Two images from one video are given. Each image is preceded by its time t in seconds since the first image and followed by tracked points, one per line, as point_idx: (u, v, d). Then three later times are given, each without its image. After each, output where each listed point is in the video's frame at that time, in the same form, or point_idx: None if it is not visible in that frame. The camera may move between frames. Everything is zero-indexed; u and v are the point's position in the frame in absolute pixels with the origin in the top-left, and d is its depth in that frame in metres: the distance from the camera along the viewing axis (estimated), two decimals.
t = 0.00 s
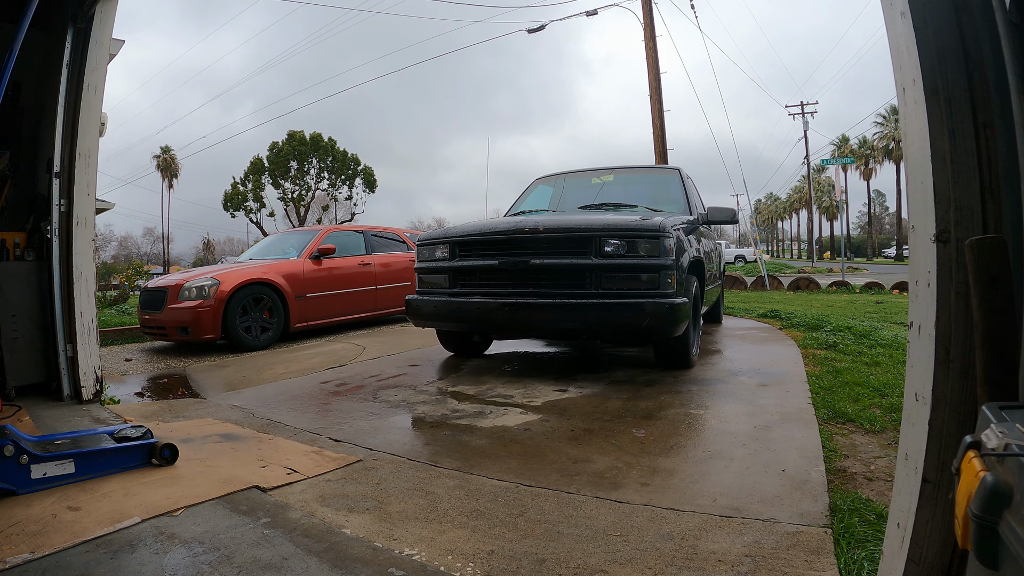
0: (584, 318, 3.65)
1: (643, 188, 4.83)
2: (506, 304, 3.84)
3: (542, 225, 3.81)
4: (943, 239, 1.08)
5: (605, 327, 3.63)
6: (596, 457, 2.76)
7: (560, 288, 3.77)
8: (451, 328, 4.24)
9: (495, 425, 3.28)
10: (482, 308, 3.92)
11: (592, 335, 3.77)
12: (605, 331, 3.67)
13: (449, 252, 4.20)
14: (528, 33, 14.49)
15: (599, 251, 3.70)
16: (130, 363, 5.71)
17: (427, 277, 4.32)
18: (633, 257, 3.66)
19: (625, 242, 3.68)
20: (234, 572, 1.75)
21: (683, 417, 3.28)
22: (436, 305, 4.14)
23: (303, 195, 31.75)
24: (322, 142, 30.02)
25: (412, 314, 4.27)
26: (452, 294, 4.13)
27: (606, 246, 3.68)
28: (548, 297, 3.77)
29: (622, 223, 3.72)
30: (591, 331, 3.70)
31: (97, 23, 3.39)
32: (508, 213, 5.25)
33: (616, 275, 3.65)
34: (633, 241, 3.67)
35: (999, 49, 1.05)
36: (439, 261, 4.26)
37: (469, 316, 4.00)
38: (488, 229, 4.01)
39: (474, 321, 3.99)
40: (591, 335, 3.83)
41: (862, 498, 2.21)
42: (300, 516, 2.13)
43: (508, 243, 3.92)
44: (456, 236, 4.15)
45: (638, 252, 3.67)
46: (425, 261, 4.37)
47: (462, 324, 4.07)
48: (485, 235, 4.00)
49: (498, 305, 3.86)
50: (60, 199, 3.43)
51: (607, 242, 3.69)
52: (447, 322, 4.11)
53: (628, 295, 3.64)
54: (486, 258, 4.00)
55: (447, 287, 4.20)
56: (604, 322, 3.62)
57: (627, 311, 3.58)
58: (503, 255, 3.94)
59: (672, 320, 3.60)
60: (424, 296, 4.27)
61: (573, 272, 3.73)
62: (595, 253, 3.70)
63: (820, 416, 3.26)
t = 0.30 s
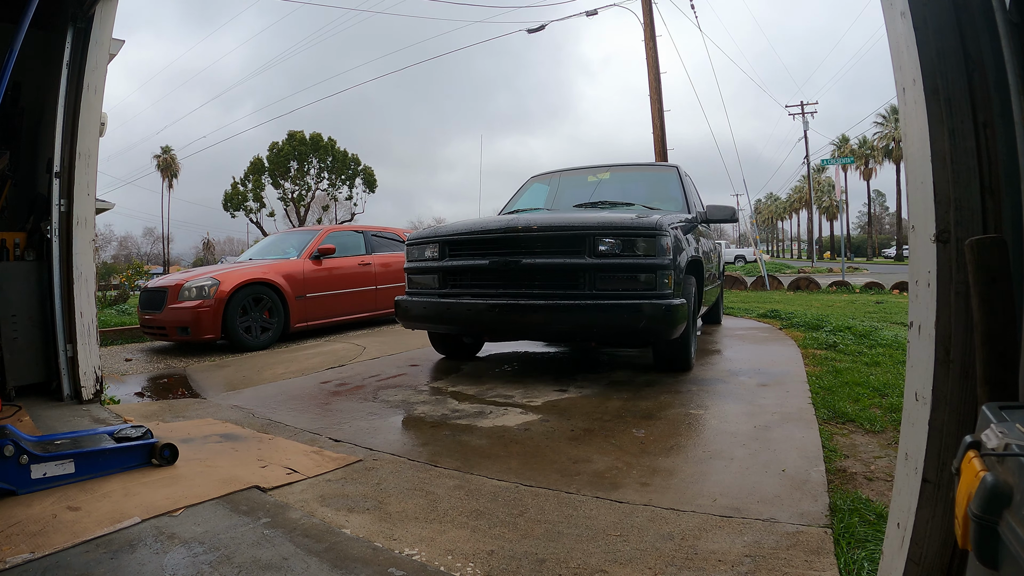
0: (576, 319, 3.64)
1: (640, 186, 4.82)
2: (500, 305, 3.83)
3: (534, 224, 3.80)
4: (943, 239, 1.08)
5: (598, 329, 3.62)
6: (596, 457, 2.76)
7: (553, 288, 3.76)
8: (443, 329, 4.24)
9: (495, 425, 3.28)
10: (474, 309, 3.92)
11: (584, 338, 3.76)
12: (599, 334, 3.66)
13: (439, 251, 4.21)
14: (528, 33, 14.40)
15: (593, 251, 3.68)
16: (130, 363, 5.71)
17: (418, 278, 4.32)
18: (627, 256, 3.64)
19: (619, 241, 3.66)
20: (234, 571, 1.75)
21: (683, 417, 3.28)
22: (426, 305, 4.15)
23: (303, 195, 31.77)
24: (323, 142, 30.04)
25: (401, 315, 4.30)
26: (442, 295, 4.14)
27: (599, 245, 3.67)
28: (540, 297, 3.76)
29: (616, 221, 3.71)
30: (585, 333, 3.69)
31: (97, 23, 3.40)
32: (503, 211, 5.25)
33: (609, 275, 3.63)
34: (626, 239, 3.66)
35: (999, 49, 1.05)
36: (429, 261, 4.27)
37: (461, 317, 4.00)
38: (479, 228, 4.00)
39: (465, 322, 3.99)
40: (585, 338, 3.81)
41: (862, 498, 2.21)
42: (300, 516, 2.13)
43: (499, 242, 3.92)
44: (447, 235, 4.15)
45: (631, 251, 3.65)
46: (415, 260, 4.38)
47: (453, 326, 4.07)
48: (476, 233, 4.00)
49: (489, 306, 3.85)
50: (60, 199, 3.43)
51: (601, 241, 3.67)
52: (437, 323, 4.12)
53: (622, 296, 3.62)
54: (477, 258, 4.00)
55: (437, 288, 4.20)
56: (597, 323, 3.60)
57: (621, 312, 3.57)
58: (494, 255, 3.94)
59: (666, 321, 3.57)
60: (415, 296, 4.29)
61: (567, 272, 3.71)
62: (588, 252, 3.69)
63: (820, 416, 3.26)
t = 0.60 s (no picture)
0: (565, 322, 3.46)
1: (635, 181, 4.82)
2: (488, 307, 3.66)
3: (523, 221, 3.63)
4: (943, 239, 1.08)
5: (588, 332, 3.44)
6: (596, 457, 2.75)
7: (543, 289, 3.58)
8: (430, 332, 4.07)
9: (495, 425, 3.28)
10: (460, 311, 3.76)
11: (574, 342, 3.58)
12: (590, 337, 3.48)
13: (426, 250, 4.07)
14: (528, 33, 14.48)
15: (585, 249, 3.51)
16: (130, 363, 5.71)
17: (404, 278, 4.19)
18: (621, 254, 3.47)
19: (612, 238, 3.48)
20: (234, 572, 1.75)
21: (683, 417, 3.27)
22: (412, 307, 4.00)
23: (303, 195, 31.77)
24: (323, 142, 30.05)
25: (386, 317, 4.21)
26: (428, 295, 4.00)
27: (592, 243, 3.49)
28: (528, 299, 3.59)
29: (610, 218, 3.53)
30: (576, 336, 3.51)
31: (97, 23, 3.40)
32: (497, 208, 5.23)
33: (601, 275, 3.46)
34: (620, 237, 3.48)
35: (1000, 50, 1.05)
36: (414, 260, 4.14)
37: (447, 319, 3.84)
38: (466, 225, 3.84)
39: (450, 324, 3.84)
40: (577, 341, 3.66)
41: (862, 498, 2.21)
42: (300, 516, 2.13)
43: (485, 240, 3.75)
44: (434, 233, 4.02)
45: (625, 250, 3.48)
46: (401, 260, 4.26)
47: (440, 328, 3.91)
48: (463, 231, 3.84)
49: (475, 307, 3.69)
50: (60, 199, 3.43)
51: (593, 238, 3.50)
52: (422, 325, 3.99)
53: (614, 296, 3.46)
54: (464, 257, 3.84)
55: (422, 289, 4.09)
56: (588, 325, 3.42)
57: (614, 314, 3.39)
58: (480, 253, 3.78)
59: (660, 322, 3.40)
60: (401, 297, 4.16)
61: (557, 272, 3.54)
62: (580, 251, 3.51)
63: (820, 416, 3.26)
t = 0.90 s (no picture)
0: (551, 328, 3.17)
1: (630, 177, 4.82)
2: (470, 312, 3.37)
3: (507, 217, 3.34)
4: (943, 239, 1.08)
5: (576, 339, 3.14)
6: (596, 457, 2.75)
7: (529, 291, 3.28)
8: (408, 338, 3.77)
9: (495, 425, 3.28)
10: (440, 315, 3.45)
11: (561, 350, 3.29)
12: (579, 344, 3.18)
13: (406, 249, 3.77)
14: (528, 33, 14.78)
15: (574, 247, 3.22)
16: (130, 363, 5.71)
17: (383, 280, 3.90)
18: (613, 253, 3.18)
19: (604, 235, 3.19)
20: (234, 571, 1.75)
21: (683, 417, 3.27)
22: (390, 311, 3.70)
23: (303, 195, 31.78)
24: (323, 142, 30.06)
25: (364, 321, 3.91)
26: (408, 298, 3.71)
27: (581, 240, 3.20)
28: (512, 302, 3.29)
29: (601, 213, 3.24)
30: (565, 343, 3.21)
31: (97, 23, 3.40)
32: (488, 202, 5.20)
33: (591, 275, 3.17)
34: (612, 234, 3.19)
35: (1000, 50, 1.05)
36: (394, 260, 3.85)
37: (426, 324, 3.53)
38: (447, 222, 3.54)
39: (428, 330, 3.53)
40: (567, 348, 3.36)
41: (862, 498, 2.21)
42: (300, 516, 2.13)
43: (466, 238, 3.45)
44: (413, 231, 3.71)
45: (617, 248, 3.19)
46: (380, 260, 3.98)
47: (419, 334, 3.60)
48: (443, 229, 3.53)
49: (455, 311, 3.39)
50: (60, 199, 3.43)
51: (583, 236, 3.21)
52: (400, 331, 3.68)
53: (605, 299, 3.16)
54: (444, 256, 3.54)
55: (401, 290, 3.80)
56: (577, 331, 3.12)
57: (605, 318, 3.10)
58: (461, 253, 3.48)
59: (655, 327, 3.11)
60: (379, 300, 3.86)
61: (544, 272, 3.25)
62: (568, 249, 3.22)
63: (820, 416, 3.26)
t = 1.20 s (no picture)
0: (538, 337, 2.86)
1: (625, 171, 4.61)
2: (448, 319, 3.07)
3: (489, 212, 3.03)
4: (943, 239, 1.08)
5: (564, 349, 2.85)
6: (596, 457, 2.76)
7: (514, 295, 2.97)
8: (386, 345, 3.47)
9: (495, 425, 3.28)
10: (417, 321, 3.15)
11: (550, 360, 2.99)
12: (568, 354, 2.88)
13: (383, 248, 3.47)
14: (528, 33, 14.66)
15: (562, 246, 2.91)
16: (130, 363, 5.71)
17: (361, 281, 3.62)
18: (606, 252, 2.87)
19: (595, 233, 2.88)
20: (234, 571, 1.75)
21: (683, 417, 3.27)
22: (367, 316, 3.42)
23: (303, 195, 31.80)
24: (323, 142, 30.08)
25: (340, 326, 3.63)
26: (386, 301, 3.42)
27: (571, 238, 2.89)
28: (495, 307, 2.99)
29: (592, 208, 2.93)
30: (553, 353, 2.90)
31: (97, 23, 3.40)
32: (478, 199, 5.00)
33: (582, 277, 2.87)
34: (605, 231, 2.88)
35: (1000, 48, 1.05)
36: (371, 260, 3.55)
37: (403, 331, 3.23)
38: (424, 217, 3.23)
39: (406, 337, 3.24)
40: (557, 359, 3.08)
41: (862, 497, 2.21)
42: (300, 516, 2.13)
43: (444, 236, 3.14)
44: (389, 228, 3.41)
45: (611, 247, 2.88)
46: (357, 260, 3.69)
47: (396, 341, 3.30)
48: (420, 225, 3.22)
49: (432, 317, 3.09)
50: (60, 199, 3.43)
51: (572, 233, 2.90)
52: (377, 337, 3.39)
53: (597, 304, 2.86)
54: (422, 256, 3.23)
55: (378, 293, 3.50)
56: (566, 341, 2.82)
57: (597, 325, 2.79)
58: (440, 252, 3.17)
59: (653, 335, 2.81)
60: (356, 304, 3.58)
61: (530, 274, 2.94)
62: (557, 248, 2.91)
63: (820, 416, 3.26)
